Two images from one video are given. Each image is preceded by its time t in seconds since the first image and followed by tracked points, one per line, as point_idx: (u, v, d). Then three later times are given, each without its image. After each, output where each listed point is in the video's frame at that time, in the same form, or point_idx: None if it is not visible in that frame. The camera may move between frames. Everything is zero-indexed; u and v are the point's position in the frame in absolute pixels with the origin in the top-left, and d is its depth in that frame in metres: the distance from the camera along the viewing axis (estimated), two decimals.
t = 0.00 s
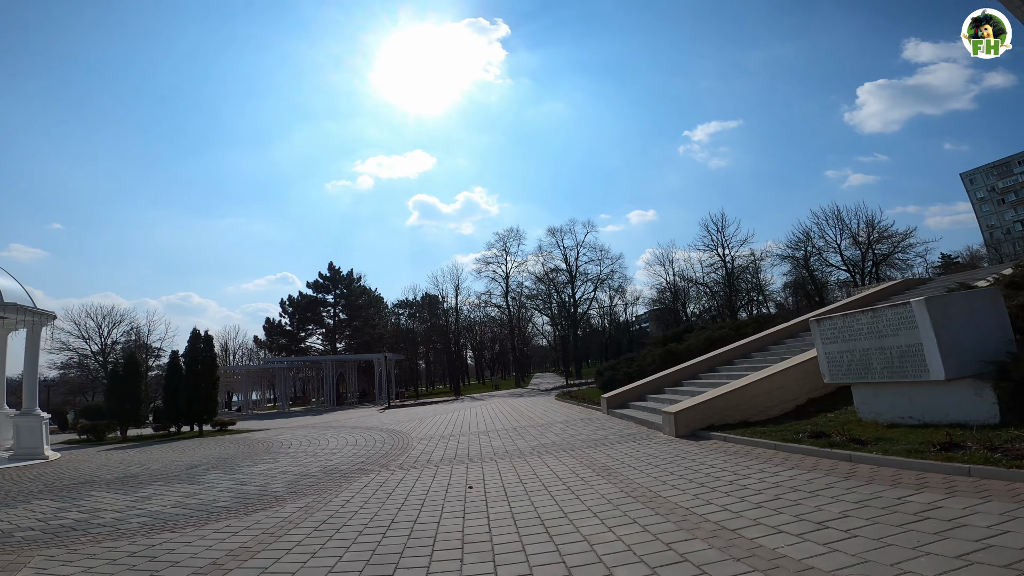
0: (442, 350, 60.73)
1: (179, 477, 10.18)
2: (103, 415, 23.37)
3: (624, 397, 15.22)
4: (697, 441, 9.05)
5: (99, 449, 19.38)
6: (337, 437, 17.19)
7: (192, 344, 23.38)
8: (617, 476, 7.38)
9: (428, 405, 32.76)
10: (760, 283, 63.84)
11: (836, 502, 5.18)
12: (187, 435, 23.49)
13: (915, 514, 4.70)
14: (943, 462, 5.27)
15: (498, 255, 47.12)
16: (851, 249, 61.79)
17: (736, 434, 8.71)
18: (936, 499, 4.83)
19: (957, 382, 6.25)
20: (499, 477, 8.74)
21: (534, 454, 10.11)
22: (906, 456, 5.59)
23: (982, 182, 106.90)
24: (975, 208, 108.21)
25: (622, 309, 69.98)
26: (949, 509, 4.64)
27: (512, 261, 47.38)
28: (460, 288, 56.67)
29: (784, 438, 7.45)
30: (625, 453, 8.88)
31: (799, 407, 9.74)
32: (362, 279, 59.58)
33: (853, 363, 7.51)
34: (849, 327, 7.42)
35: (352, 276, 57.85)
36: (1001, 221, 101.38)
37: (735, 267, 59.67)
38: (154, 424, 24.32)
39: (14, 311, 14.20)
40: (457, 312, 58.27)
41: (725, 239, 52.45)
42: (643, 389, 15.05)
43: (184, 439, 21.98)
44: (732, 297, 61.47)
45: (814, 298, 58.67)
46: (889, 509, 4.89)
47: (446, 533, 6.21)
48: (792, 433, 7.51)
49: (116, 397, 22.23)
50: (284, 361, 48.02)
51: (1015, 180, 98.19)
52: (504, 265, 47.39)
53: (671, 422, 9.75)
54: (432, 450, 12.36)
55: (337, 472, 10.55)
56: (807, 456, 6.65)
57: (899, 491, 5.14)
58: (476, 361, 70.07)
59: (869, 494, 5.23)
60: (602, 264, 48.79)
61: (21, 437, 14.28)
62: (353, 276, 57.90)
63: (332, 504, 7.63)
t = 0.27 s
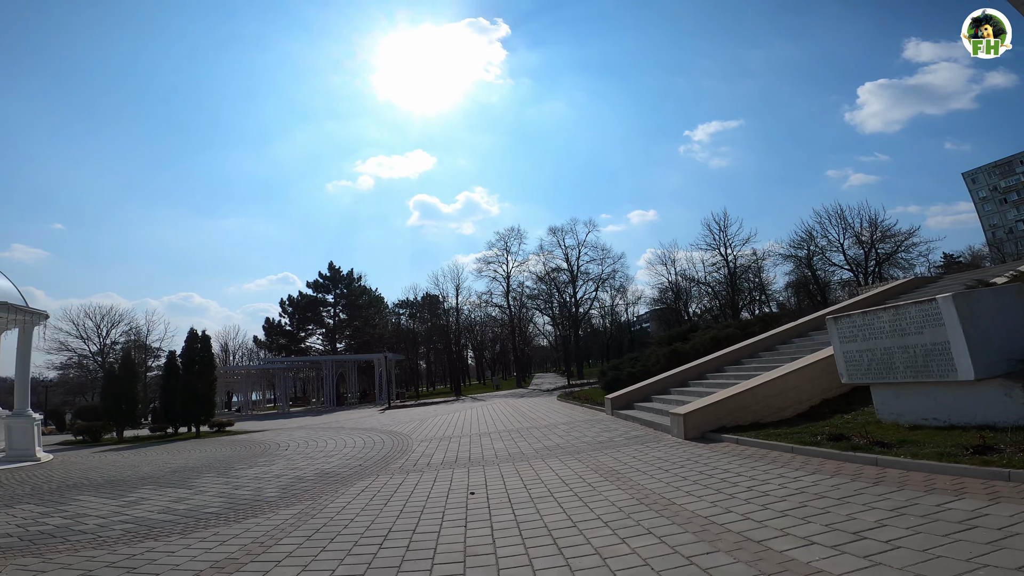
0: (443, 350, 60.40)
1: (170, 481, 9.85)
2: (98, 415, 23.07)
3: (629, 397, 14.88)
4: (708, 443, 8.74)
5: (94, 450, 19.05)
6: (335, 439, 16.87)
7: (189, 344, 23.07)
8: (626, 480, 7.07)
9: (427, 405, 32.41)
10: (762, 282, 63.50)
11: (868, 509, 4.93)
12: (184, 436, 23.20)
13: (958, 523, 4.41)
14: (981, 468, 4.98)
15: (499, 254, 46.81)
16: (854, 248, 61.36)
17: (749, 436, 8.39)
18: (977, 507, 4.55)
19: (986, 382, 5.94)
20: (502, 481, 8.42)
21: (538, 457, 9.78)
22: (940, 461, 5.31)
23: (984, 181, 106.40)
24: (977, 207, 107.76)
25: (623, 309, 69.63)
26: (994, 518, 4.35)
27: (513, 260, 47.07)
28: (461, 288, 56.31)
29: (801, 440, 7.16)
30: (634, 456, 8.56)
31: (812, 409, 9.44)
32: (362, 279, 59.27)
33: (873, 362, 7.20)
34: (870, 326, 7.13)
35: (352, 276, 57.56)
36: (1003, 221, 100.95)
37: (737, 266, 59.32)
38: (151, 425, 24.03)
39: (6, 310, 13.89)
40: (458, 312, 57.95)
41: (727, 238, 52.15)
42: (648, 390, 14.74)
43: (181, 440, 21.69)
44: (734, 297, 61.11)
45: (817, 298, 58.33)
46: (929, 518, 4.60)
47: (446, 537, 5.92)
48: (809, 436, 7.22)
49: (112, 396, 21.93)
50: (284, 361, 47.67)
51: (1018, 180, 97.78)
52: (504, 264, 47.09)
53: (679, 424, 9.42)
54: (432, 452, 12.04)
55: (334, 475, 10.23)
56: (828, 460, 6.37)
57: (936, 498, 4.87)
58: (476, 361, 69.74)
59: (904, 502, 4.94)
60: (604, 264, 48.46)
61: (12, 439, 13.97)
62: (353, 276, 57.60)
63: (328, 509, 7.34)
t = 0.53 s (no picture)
0: (443, 350, 60.09)
1: (162, 483, 9.58)
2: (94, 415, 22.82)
3: (632, 397, 14.57)
4: (717, 445, 8.47)
5: (90, 450, 18.82)
6: (333, 439, 16.58)
7: (186, 343, 22.84)
8: (635, 484, 6.80)
9: (428, 405, 32.15)
10: (763, 282, 63.15)
11: (900, 518, 4.72)
12: (181, 436, 22.97)
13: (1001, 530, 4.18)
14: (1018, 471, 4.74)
15: (500, 253, 46.50)
16: (856, 248, 61.00)
17: (760, 438, 8.10)
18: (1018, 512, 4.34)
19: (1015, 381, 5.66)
20: (502, 485, 8.12)
21: (541, 459, 9.50)
22: (972, 464, 5.09)
23: (987, 180, 105.92)
24: (980, 206, 107.29)
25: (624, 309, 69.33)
26: None
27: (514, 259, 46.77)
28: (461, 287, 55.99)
29: (817, 442, 6.92)
30: (641, 458, 8.27)
31: (823, 409, 9.16)
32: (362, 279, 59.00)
33: (892, 361, 6.92)
34: (889, 323, 6.85)
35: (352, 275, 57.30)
36: (1006, 220, 100.50)
37: (739, 266, 58.96)
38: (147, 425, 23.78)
39: None
40: (458, 312, 57.65)
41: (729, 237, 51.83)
42: (652, 390, 14.43)
43: (178, 440, 21.46)
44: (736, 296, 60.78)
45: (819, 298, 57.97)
46: (971, 525, 4.34)
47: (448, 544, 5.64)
48: (825, 437, 6.97)
49: (108, 396, 21.69)
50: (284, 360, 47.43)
51: (1020, 179, 97.34)
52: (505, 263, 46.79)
53: (687, 425, 9.12)
54: (432, 453, 11.77)
55: (330, 477, 9.96)
56: (847, 464, 6.13)
57: (972, 504, 4.64)
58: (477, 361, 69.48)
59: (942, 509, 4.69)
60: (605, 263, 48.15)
61: (4, 440, 13.69)
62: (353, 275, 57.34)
63: (324, 514, 7.06)
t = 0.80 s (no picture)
0: (443, 350, 59.70)
1: (149, 484, 9.21)
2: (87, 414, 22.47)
3: (636, 397, 14.20)
4: (727, 446, 8.13)
5: (83, 450, 18.52)
6: (329, 440, 16.22)
7: (181, 341, 22.49)
8: (644, 487, 6.44)
9: (427, 405, 31.77)
10: (765, 282, 62.73)
11: (943, 523, 4.43)
12: (175, 436, 22.60)
13: None
14: None
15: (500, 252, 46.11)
16: (859, 248, 60.56)
17: (773, 438, 7.77)
18: None
19: None
20: (503, 486, 7.77)
21: (543, 460, 9.14)
22: (1011, 466, 4.81)
23: (989, 180, 105.46)
24: (982, 207, 106.83)
25: (625, 309, 68.92)
26: None
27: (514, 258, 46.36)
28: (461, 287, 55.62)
29: (836, 443, 6.59)
30: (647, 459, 7.93)
31: (836, 409, 8.84)
32: (362, 278, 58.62)
33: (913, 358, 6.61)
34: (911, 318, 6.55)
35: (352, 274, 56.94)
36: (1008, 220, 100.02)
37: (742, 265, 58.52)
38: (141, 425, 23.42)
39: None
40: (458, 311, 57.21)
41: (731, 237, 51.42)
42: (656, 389, 14.09)
43: (172, 440, 21.11)
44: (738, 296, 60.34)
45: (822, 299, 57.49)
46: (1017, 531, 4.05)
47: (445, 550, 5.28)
48: (844, 438, 6.66)
49: (101, 395, 21.34)
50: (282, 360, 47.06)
51: (1023, 179, 96.80)
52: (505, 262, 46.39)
53: (695, 425, 8.76)
54: (430, 454, 11.40)
55: (324, 478, 9.62)
56: (871, 466, 5.80)
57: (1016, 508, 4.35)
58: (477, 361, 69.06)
59: (982, 514, 4.40)
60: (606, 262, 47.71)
61: None
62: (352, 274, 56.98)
63: (313, 518, 6.70)
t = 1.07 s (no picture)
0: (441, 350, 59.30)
1: (132, 489, 8.83)
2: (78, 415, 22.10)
3: (637, 399, 13.83)
4: (734, 451, 7.80)
5: (72, 453, 18.15)
6: (323, 442, 15.85)
7: (174, 342, 22.15)
8: (650, 497, 6.09)
9: (424, 407, 31.37)
10: (765, 282, 62.43)
11: (985, 538, 4.12)
12: (168, 438, 22.25)
13: None
14: None
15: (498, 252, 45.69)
16: (859, 249, 60.26)
17: (783, 444, 7.43)
18: None
19: None
20: (499, 494, 7.41)
21: (542, 465, 8.78)
22: None
23: (988, 181, 105.30)
24: (981, 208, 106.66)
25: (624, 309, 68.58)
26: None
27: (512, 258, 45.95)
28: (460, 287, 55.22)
29: (852, 450, 6.27)
30: (651, 465, 7.58)
31: (847, 413, 8.52)
32: (360, 278, 58.26)
33: (934, 360, 6.32)
34: (932, 319, 6.26)
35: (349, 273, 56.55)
36: (1007, 221, 99.81)
37: (742, 265, 58.21)
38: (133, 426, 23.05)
39: None
40: (456, 312, 56.81)
41: (731, 237, 51.13)
42: (658, 392, 13.75)
43: (164, 442, 20.78)
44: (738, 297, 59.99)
45: (822, 299, 57.19)
46: None
47: (439, 564, 4.91)
48: (860, 444, 6.34)
49: (92, 396, 20.98)
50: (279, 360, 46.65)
51: (1022, 180, 96.59)
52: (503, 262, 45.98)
53: (700, 429, 8.42)
54: (425, 458, 11.04)
55: (314, 482, 9.26)
56: (892, 474, 5.48)
57: None
58: (475, 362, 68.65)
59: None
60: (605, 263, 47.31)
61: None
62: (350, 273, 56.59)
63: (300, 526, 6.34)
